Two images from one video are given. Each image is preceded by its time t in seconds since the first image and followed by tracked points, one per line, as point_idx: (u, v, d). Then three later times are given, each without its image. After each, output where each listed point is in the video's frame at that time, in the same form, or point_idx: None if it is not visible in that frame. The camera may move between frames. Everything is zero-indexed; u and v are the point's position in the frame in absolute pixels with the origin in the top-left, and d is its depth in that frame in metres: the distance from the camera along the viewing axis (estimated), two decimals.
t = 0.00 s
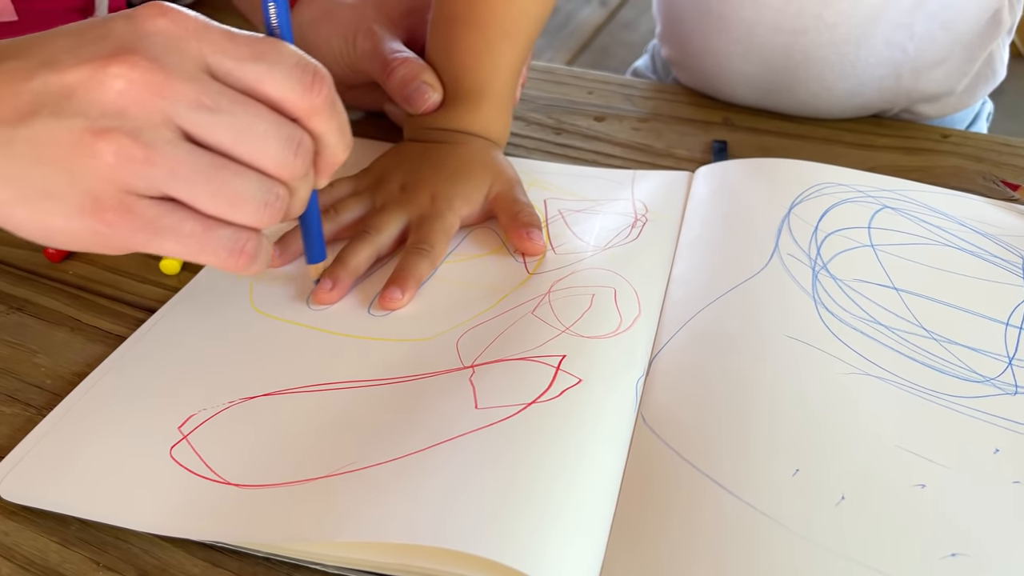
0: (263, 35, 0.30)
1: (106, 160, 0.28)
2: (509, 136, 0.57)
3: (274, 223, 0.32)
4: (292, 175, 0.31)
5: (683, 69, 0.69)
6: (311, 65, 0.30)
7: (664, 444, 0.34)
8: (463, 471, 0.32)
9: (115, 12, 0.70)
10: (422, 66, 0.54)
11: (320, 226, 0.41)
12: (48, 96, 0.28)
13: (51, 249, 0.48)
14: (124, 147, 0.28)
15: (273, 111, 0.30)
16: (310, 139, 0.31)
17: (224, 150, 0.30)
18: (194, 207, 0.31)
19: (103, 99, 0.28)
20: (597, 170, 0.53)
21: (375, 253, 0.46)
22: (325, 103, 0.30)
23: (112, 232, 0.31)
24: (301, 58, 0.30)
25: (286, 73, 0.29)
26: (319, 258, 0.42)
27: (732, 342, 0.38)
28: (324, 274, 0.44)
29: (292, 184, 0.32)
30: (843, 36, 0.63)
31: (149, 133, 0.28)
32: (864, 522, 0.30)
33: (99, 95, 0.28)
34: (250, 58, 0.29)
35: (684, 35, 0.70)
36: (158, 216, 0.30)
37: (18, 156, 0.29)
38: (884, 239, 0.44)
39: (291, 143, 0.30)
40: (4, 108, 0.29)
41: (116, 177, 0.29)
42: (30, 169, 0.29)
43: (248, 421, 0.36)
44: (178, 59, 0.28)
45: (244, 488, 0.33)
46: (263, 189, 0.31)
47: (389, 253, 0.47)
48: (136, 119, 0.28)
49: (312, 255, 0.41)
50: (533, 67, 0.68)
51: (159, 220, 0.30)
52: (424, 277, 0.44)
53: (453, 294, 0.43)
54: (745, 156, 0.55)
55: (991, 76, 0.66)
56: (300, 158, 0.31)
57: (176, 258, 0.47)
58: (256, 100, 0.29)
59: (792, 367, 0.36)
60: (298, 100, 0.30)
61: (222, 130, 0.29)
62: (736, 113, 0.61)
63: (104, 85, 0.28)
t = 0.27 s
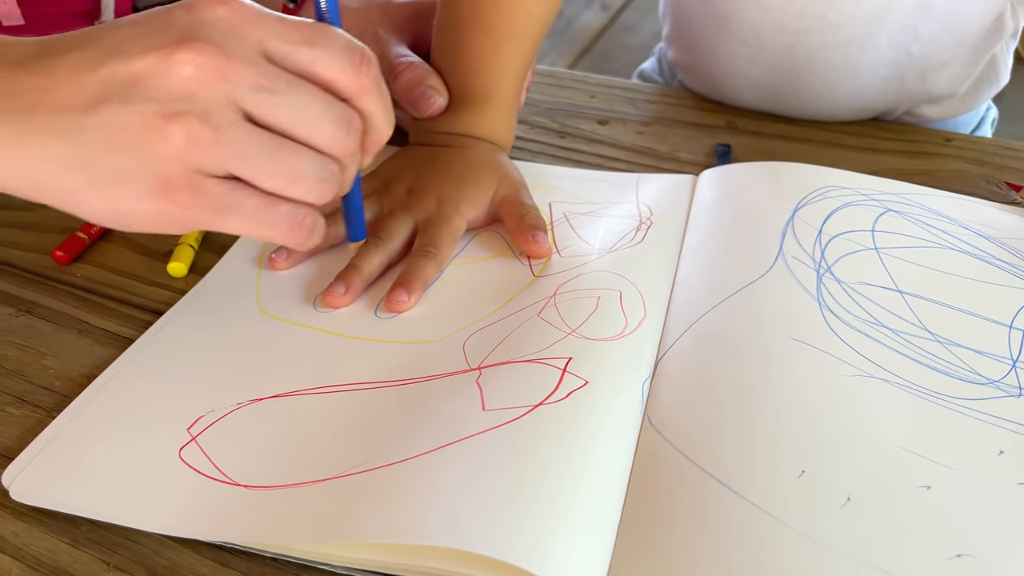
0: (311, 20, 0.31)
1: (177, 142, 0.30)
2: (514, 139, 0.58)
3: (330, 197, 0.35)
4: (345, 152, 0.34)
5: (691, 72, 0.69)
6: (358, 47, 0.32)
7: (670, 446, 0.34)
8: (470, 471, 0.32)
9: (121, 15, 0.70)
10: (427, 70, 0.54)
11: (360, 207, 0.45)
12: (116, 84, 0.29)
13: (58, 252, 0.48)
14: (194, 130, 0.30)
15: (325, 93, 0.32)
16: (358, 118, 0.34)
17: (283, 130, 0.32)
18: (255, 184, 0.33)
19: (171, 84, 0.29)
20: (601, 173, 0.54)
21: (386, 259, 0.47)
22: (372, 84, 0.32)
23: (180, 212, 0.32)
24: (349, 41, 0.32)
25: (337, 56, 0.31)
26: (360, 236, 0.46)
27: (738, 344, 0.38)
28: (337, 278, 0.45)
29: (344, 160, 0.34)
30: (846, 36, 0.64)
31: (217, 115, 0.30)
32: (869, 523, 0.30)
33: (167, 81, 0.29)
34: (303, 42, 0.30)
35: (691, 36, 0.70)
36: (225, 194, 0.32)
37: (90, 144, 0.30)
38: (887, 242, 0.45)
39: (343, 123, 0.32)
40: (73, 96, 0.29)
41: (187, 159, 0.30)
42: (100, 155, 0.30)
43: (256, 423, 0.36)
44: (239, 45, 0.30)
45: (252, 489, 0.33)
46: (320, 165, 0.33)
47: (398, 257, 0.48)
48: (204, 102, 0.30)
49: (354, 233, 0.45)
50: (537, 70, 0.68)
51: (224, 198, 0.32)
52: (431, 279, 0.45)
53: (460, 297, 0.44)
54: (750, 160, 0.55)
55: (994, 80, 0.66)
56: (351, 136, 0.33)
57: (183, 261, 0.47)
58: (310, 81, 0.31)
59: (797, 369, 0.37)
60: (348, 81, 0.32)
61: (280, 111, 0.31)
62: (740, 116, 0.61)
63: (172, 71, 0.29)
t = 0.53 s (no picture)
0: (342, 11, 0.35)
1: (227, 129, 0.33)
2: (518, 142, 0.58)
3: (367, 177, 0.38)
4: (380, 134, 0.37)
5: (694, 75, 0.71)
6: (388, 35, 0.35)
7: (677, 447, 0.34)
8: (477, 472, 0.33)
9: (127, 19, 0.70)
10: (433, 74, 0.54)
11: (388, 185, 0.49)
12: (166, 76, 0.32)
13: (66, 255, 0.48)
14: (242, 117, 0.33)
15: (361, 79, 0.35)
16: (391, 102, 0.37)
17: (325, 116, 0.35)
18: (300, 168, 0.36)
19: (220, 75, 0.32)
20: (605, 177, 0.54)
21: (390, 260, 0.47)
22: (403, 69, 0.36)
23: (229, 196, 0.35)
24: (379, 30, 0.35)
25: (370, 44, 0.34)
26: (388, 213, 0.50)
27: (744, 347, 0.38)
28: (342, 280, 0.45)
29: (379, 142, 0.38)
30: (849, 37, 0.64)
31: (264, 104, 0.33)
32: (876, 525, 0.30)
33: (216, 72, 0.32)
34: (339, 31, 0.34)
35: (694, 40, 0.71)
36: (271, 179, 0.35)
37: (142, 134, 0.33)
38: (891, 246, 0.45)
39: (378, 107, 0.36)
40: (125, 90, 0.32)
41: (235, 145, 0.33)
42: (151, 144, 0.33)
43: (263, 425, 0.37)
44: (280, 35, 0.32)
45: (261, 491, 0.33)
46: (358, 148, 0.37)
47: (404, 259, 0.48)
48: (251, 92, 0.33)
49: (383, 212, 0.50)
50: (541, 74, 0.69)
51: (271, 182, 0.35)
52: (437, 282, 0.45)
53: (465, 300, 0.44)
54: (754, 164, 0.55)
55: (997, 82, 0.66)
56: (386, 119, 0.36)
57: (189, 264, 0.47)
58: (347, 69, 0.34)
59: (802, 372, 0.37)
60: (381, 67, 0.35)
61: (323, 97, 0.34)
62: (743, 120, 0.61)
63: (221, 63, 0.32)
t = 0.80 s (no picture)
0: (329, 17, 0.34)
1: (215, 137, 0.33)
2: (520, 145, 0.58)
3: (355, 184, 0.38)
4: (368, 141, 0.37)
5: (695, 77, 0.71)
6: (375, 42, 0.35)
7: (678, 448, 0.34)
8: (480, 472, 0.33)
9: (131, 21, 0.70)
10: (436, 77, 0.55)
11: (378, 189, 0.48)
12: (154, 82, 0.32)
13: (71, 257, 0.48)
14: (230, 125, 0.33)
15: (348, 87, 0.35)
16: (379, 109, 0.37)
17: (312, 123, 0.35)
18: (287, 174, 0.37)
19: (208, 82, 0.32)
20: (606, 179, 0.54)
21: (391, 261, 0.47)
22: (390, 76, 0.36)
23: (217, 203, 0.36)
24: (366, 36, 0.35)
25: (357, 51, 0.34)
26: (380, 217, 0.49)
27: (745, 348, 0.39)
28: (343, 281, 0.45)
29: (366, 149, 0.38)
30: (851, 39, 0.64)
31: (251, 112, 0.33)
32: (876, 525, 0.30)
33: (203, 79, 0.32)
34: (326, 38, 0.33)
35: (695, 44, 0.71)
36: (260, 186, 0.36)
37: (128, 140, 0.33)
38: (891, 248, 0.45)
39: (366, 114, 0.36)
40: (110, 95, 0.32)
41: (224, 153, 0.34)
42: (139, 150, 0.33)
43: (267, 425, 0.37)
44: (268, 43, 0.32)
45: (265, 490, 0.34)
46: (346, 155, 0.37)
47: (405, 260, 0.48)
48: (239, 100, 0.33)
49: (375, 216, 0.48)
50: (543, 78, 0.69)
51: (258, 190, 0.36)
52: (438, 284, 0.45)
53: (467, 302, 0.44)
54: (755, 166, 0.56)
55: (997, 86, 0.67)
56: (374, 126, 0.36)
57: (194, 265, 0.48)
58: (335, 76, 0.34)
59: (803, 373, 0.37)
60: (368, 74, 0.35)
61: (311, 104, 0.34)
62: (744, 123, 0.61)
63: (209, 70, 0.32)
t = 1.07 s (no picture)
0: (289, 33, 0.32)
1: (166, 153, 0.30)
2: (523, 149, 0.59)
3: (312, 205, 0.35)
4: (326, 161, 0.34)
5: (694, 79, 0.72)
6: (338, 60, 0.32)
7: (679, 448, 0.35)
8: (483, 471, 0.33)
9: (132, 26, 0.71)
10: (439, 82, 0.55)
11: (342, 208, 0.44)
12: (106, 96, 0.30)
13: (80, 260, 0.49)
14: (182, 142, 0.30)
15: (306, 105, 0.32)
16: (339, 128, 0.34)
17: (267, 141, 0.32)
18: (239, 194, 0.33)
19: (160, 98, 0.29)
20: (608, 182, 0.55)
21: (395, 263, 0.48)
22: (352, 96, 0.33)
23: (167, 221, 0.33)
24: (328, 55, 0.32)
25: (318, 70, 0.31)
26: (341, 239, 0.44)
27: (744, 349, 0.39)
28: (347, 284, 0.46)
29: (324, 168, 0.35)
30: (851, 46, 0.65)
31: (204, 129, 0.30)
32: (874, 523, 0.31)
33: (155, 95, 0.29)
34: (284, 56, 0.31)
35: (695, 48, 0.72)
36: (210, 205, 0.33)
37: (78, 154, 0.31)
38: (889, 250, 0.46)
39: (326, 134, 0.33)
40: (64, 108, 0.30)
41: (173, 170, 0.31)
42: (90, 165, 0.31)
43: (274, 426, 0.37)
44: (225, 59, 0.30)
45: (273, 489, 0.34)
46: (303, 175, 0.34)
47: (408, 263, 0.49)
48: (190, 116, 0.30)
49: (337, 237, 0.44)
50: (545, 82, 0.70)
51: (210, 208, 0.33)
52: (442, 286, 0.46)
53: (471, 303, 0.45)
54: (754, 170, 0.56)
55: (995, 91, 0.67)
56: (333, 146, 0.34)
57: (200, 269, 0.48)
58: (293, 95, 0.32)
59: (801, 374, 0.38)
60: (329, 94, 0.32)
61: (266, 123, 0.31)
62: (743, 126, 0.62)
63: (161, 86, 0.29)
